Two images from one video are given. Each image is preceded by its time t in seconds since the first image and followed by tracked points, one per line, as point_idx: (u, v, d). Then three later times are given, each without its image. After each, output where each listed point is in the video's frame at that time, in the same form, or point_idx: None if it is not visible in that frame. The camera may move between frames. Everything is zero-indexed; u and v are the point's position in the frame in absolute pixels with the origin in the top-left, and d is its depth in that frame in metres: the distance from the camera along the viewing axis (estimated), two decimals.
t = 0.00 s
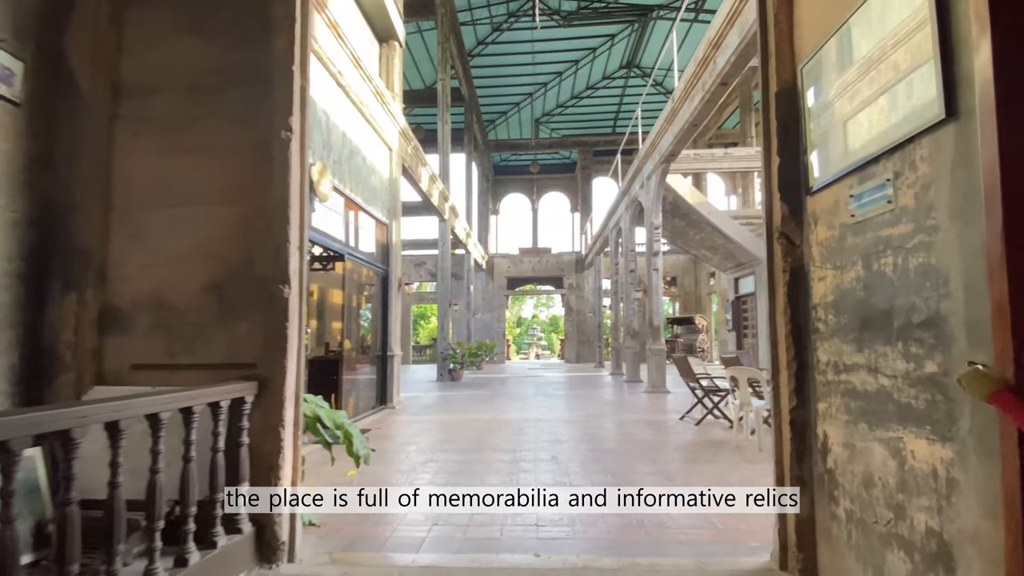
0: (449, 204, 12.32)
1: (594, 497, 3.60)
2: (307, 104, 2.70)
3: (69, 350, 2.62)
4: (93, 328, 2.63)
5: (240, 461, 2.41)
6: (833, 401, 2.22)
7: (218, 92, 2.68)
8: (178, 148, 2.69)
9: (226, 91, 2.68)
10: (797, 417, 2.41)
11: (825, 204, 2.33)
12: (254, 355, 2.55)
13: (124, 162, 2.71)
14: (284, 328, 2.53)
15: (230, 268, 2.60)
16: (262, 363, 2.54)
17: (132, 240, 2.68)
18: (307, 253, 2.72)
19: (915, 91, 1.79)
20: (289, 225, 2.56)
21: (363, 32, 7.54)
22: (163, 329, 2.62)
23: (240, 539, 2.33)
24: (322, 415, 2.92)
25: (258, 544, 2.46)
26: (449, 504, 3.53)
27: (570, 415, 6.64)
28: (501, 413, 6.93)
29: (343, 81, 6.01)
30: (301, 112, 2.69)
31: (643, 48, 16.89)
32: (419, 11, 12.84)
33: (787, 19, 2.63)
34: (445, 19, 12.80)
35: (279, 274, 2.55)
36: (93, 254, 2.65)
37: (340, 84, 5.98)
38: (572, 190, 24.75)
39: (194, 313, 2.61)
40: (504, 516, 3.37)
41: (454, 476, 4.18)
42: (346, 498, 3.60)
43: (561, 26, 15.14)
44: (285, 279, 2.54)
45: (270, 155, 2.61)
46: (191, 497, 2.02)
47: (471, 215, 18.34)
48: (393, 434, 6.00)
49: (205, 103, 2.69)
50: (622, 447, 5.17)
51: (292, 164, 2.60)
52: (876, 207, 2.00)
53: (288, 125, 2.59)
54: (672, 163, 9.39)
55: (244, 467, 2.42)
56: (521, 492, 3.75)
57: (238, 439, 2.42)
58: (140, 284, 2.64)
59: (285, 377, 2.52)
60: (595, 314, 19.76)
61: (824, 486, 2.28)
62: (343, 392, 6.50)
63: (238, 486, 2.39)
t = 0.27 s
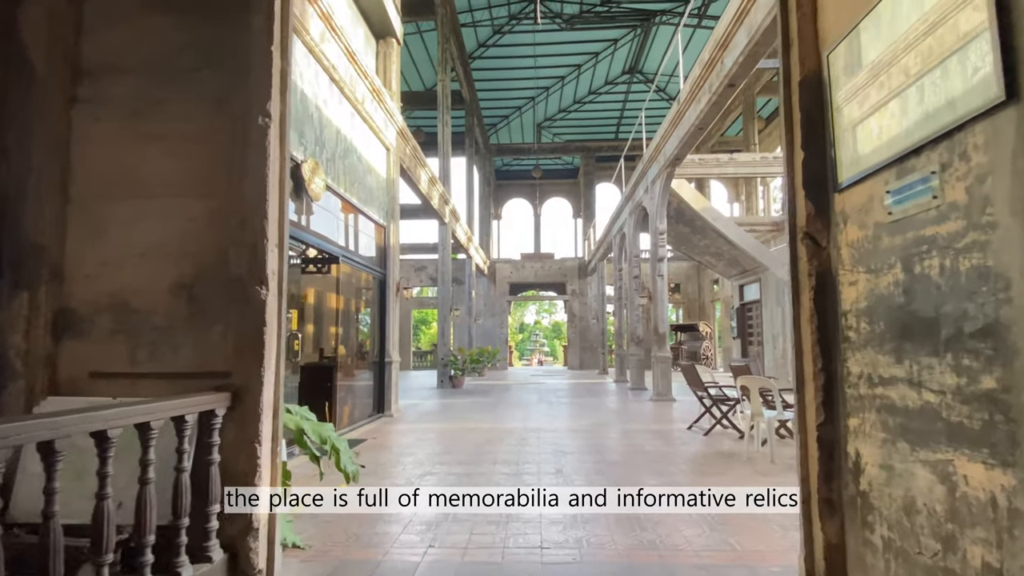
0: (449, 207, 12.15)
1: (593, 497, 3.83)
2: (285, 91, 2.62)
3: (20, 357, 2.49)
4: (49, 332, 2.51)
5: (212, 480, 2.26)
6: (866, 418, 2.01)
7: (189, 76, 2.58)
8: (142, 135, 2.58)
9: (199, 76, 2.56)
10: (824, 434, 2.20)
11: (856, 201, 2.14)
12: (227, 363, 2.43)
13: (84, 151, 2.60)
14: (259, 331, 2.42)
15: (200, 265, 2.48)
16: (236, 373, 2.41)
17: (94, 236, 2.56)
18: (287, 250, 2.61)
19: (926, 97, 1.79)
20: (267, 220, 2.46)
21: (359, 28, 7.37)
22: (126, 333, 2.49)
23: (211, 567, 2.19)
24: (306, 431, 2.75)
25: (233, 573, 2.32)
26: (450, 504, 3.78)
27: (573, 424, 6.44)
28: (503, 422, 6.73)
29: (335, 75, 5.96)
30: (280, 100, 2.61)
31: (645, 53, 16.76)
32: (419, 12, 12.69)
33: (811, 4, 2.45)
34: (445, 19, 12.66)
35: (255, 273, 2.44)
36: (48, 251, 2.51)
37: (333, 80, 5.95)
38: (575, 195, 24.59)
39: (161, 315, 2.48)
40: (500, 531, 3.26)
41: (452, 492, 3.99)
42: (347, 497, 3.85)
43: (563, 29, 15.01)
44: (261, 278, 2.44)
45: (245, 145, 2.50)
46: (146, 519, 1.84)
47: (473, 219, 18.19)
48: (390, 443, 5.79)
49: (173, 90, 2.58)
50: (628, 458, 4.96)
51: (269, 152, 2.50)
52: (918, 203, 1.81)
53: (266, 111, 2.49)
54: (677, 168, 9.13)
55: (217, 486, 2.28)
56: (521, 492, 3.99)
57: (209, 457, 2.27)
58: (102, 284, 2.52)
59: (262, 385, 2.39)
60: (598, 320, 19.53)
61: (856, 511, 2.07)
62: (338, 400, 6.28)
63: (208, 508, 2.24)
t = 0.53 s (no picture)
0: (450, 209, 11.96)
1: (594, 497, 3.93)
2: (259, 74, 2.56)
3: None
4: None
5: (168, 500, 2.21)
6: (907, 434, 1.80)
7: (153, 57, 2.52)
8: (99, 119, 2.52)
9: (163, 49, 2.52)
10: (858, 452, 1.98)
11: (893, 193, 1.94)
12: (190, 369, 2.37)
13: (33, 135, 2.52)
14: (224, 329, 2.35)
15: (159, 258, 2.42)
16: (199, 380, 2.35)
17: (40, 224, 2.47)
18: (256, 243, 2.57)
19: (937, 99, 1.76)
20: (235, 210, 2.41)
21: (353, 23, 7.18)
22: (73, 334, 2.42)
23: None
24: (285, 441, 2.75)
25: None
26: (450, 504, 3.93)
27: (577, 432, 6.23)
28: (505, 430, 6.52)
29: (328, 69, 5.82)
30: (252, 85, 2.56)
31: (647, 57, 16.61)
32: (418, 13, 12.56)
33: None
34: (444, 18, 12.54)
35: (221, 267, 2.38)
36: None
37: (326, 72, 5.79)
38: (578, 200, 24.39)
39: (114, 317, 2.42)
40: (506, 542, 3.19)
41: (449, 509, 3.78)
42: (347, 498, 4.03)
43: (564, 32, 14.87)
44: (225, 272, 2.38)
45: (211, 130, 2.46)
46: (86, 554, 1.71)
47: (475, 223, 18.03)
48: (387, 452, 5.58)
49: (133, 70, 2.52)
50: (633, 469, 4.75)
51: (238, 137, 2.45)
52: (964, 193, 1.63)
53: (233, 91, 2.44)
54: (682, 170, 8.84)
55: (175, 510, 2.23)
56: (521, 491, 4.12)
57: (168, 473, 2.23)
58: (47, 277, 2.44)
59: (230, 399, 2.34)
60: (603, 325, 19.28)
61: (896, 537, 1.85)
62: (332, 406, 6.02)
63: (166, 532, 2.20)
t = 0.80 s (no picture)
0: (447, 211, 11.66)
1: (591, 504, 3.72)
2: (233, 53, 2.19)
3: None
4: None
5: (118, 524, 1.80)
6: (970, 456, 1.52)
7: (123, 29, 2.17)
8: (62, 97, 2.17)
9: (133, 36, 2.16)
10: (905, 476, 1.70)
11: (942, 173, 1.67)
12: (148, 376, 1.95)
13: None
14: (189, 336, 1.92)
15: (120, 254, 2.03)
16: (159, 387, 1.93)
17: None
18: (232, 241, 2.14)
19: (959, 91, 1.61)
20: (202, 201, 2.01)
21: (352, 25, 6.90)
22: (31, 334, 2.04)
23: None
24: (254, 452, 2.29)
25: None
26: (450, 504, 3.82)
27: (576, 439, 5.94)
28: (499, 434, 6.24)
29: (324, 69, 5.43)
30: (226, 66, 2.18)
31: (647, 59, 16.39)
32: (416, 16, 12.31)
33: None
34: (444, 23, 12.23)
35: (185, 265, 1.97)
36: None
37: (323, 73, 5.42)
38: (576, 203, 24.16)
39: (71, 318, 2.03)
40: (496, 549, 2.99)
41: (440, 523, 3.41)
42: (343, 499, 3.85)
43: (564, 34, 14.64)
44: (192, 271, 1.96)
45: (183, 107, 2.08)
46: None
47: (473, 226, 17.75)
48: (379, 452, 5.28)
49: (103, 42, 2.18)
50: (637, 479, 4.47)
51: (210, 120, 2.07)
52: None
53: (207, 72, 2.07)
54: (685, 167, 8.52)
55: (125, 531, 1.83)
56: (521, 492, 4.06)
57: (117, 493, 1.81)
58: None
59: (191, 413, 1.91)
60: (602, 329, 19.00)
61: None
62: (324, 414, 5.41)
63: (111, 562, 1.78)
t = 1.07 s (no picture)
0: (442, 211, 11.39)
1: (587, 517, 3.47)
2: (202, 20, 1.86)
3: None
4: None
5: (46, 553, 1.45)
6: None
7: None
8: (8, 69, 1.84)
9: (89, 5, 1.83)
10: (958, 499, 1.48)
11: (999, 148, 1.44)
12: (91, 379, 1.61)
13: None
14: (138, 336, 1.60)
15: (64, 247, 1.69)
16: (104, 394, 1.59)
17: None
18: (193, 233, 1.80)
19: (981, 81, 1.51)
20: (159, 185, 1.67)
21: (345, 21, 6.41)
22: None
23: None
24: (215, 466, 1.96)
25: None
26: (450, 503, 3.72)
27: (573, 445, 5.68)
28: (493, 440, 5.97)
29: (313, 64, 5.04)
30: (193, 35, 1.85)
31: (646, 59, 16.19)
32: (412, 15, 12.07)
33: None
34: (441, 23, 11.95)
35: (136, 256, 1.64)
36: None
37: (313, 68, 5.04)
38: (572, 205, 23.95)
39: (11, 314, 1.70)
40: (484, 571, 2.62)
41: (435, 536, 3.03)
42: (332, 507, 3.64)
43: (562, 35, 14.42)
44: (144, 264, 1.62)
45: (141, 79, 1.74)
46: None
47: (468, 227, 17.48)
48: (363, 459, 5.01)
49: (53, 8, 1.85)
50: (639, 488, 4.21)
51: (171, 97, 1.73)
52: None
53: (169, 46, 1.73)
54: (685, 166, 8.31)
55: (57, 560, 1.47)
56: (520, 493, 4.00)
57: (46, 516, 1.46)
58: None
59: (139, 419, 1.57)
60: (598, 332, 18.76)
61: None
62: (308, 420, 5.07)
63: None
